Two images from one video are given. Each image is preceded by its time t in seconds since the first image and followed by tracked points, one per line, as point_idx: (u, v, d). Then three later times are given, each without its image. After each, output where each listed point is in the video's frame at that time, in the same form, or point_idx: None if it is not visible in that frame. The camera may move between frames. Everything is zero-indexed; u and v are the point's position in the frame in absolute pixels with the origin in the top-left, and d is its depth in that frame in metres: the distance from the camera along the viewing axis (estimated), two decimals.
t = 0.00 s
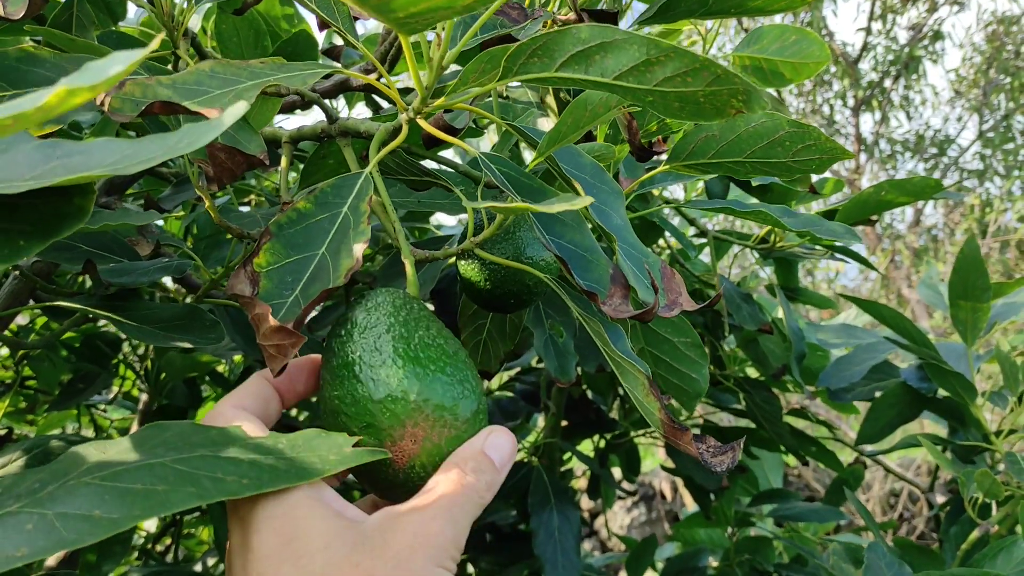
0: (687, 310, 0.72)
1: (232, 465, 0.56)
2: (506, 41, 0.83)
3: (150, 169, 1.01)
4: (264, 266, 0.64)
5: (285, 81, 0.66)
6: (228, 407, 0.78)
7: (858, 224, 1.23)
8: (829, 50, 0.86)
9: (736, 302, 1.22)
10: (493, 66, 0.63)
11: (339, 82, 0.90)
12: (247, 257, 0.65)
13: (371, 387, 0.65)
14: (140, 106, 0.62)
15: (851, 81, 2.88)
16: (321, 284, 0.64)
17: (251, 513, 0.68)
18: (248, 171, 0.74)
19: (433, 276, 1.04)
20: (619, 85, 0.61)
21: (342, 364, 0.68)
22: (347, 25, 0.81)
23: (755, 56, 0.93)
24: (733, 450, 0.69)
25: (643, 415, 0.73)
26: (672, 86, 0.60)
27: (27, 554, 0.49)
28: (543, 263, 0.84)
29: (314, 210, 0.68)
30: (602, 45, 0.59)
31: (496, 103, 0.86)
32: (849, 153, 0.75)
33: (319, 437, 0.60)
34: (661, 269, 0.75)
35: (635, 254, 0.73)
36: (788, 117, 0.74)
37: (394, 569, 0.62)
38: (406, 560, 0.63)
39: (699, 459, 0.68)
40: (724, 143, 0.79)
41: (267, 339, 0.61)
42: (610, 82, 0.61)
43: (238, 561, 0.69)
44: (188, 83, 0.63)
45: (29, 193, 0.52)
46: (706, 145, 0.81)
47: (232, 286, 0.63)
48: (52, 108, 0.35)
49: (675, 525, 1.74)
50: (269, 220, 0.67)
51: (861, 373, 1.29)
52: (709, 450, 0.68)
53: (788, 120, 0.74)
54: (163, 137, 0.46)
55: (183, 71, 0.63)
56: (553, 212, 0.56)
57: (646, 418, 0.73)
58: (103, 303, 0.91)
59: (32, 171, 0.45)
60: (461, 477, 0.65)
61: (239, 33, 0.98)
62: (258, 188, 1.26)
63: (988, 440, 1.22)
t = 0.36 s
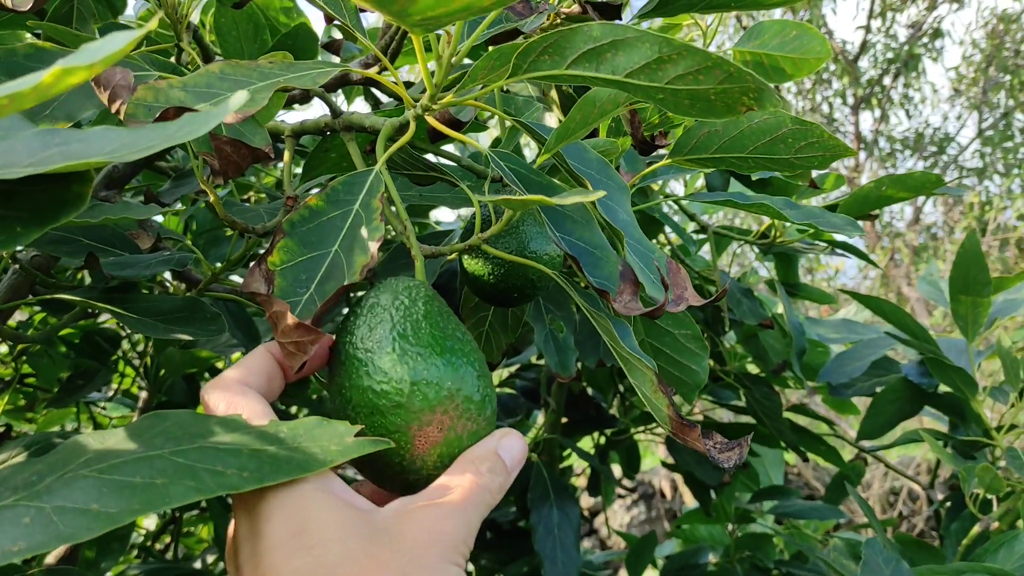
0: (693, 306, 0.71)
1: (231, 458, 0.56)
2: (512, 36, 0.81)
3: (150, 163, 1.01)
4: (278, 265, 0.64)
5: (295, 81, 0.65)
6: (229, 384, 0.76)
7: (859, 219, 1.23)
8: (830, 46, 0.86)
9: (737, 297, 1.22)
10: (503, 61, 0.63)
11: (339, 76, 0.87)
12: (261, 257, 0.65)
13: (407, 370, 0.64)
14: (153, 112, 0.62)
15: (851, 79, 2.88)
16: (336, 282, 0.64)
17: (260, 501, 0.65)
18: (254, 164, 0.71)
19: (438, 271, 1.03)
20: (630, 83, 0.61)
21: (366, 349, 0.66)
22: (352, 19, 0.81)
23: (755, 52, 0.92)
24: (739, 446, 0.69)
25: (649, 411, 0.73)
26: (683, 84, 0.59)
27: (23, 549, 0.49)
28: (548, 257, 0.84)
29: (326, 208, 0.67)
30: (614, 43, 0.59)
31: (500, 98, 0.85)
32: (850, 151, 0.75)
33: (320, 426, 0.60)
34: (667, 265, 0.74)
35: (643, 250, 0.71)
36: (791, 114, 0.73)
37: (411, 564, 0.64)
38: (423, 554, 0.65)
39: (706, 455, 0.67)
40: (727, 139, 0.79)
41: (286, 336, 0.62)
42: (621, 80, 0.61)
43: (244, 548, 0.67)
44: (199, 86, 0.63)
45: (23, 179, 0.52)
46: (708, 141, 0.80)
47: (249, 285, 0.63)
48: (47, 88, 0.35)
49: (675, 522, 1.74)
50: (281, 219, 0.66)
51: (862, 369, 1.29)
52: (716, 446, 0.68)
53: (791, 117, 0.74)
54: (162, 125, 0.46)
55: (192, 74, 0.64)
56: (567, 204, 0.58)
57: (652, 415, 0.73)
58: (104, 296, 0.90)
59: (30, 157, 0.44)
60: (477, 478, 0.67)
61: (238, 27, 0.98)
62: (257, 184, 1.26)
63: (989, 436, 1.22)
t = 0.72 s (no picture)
0: (694, 304, 0.71)
1: (230, 449, 0.56)
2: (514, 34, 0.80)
3: (151, 163, 1.01)
4: (283, 255, 0.65)
5: (298, 80, 0.66)
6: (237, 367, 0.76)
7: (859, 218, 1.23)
8: (829, 45, 0.87)
9: (738, 297, 1.22)
10: (503, 59, 0.64)
11: (341, 76, 0.87)
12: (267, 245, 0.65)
13: (430, 357, 0.64)
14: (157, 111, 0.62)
15: (850, 79, 2.88)
16: (341, 272, 0.65)
17: (271, 492, 0.65)
18: (255, 162, 0.72)
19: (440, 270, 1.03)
20: (631, 76, 0.61)
21: (384, 334, 0.66)
22: (354, 19, 0.80)
23: (756, 51, 0.93)
24: (741, 443, 0.69)
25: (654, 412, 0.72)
26: (684, 77, 0.59)
27: (23, 543, 0.49)
28: (550, 255, 0.84)
29: (330, 201, 0.67)
30: (614, 36, 0.58)
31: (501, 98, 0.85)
32: (851, 143, 0.75)
33: (320, 417, 0.60)
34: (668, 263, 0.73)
35: (644, 249, 0.71)
36: (790, 107, 0.73)
37: (424, 557, 0.65)
38: (435, 548, 0.65)
39: (708, 453, 0.67)
40: (727, 135, 0.79)
41: (295, 322, 0.60)
42: (623, 73, 0.61)
43: (254, 540, 0.67)
44: (202, 85, 0.63)
45: (26, 179, 0.53)
46: (708, 137, 0.81)
47: (254, 271, 0.63)
48: (53, 84, 0.35)
49: (676, 522, 1.74)
50: (286, 210, 0.67)
51: (862, 368, 1.29)
52: (717, 445, 0.68)
53: (790, 111, 0.74)
54: (166, 125, 0.46)
55: (195, 73, 0.63)
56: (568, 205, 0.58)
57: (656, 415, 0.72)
58: (105, 294, 0.91)
59: (34, 158, 0.45)
60: (491, 472, 0.67)
61: (239, 27, 0.98)
62: (258, 183, 1.26)
63: (989, 435, 1.22)
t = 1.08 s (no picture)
0: (693, 306, 0.69)
1: (222, 446, 0.56)
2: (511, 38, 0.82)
3: (149, 163, 1.01)
4: (284, 254, 0.65)
5: (298, 84, 0.66)
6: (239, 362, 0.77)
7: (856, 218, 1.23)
8: (825, 46, 0.87)
9: (735, 297, 1.22)
10: (507, 62, 0.63)
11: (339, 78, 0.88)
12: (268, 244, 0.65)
13: (440, 350, 0.65)
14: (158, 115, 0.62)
15: (849, 79, 2.88)
16: (344, 269, 0.64)
17: (273, 488, 0.65)
18: (254, 164, 0.71)
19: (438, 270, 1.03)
20: (631, 81, 0.61)
21: (386, 330, 0.66)
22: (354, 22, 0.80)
23: (753, 51, 0.94)
24: (738, 445, 0.69)
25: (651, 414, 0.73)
26: (684, 82, 0.60)
27: (15, 542, 0.49)
28: (547, 256, 0.84)
29: (330, 202, 0.68)
30: (615, 42, 0.59)
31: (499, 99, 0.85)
32: (847, 146, 0.75)
33: (314, 414, 0.60)
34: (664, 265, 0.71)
35: (642, 252, 0.72)
36: (787, 111, 0.73)
37: (427, 554, 0.65)
38: (439, 544, 0.66)
39: (704, 455, 0.67)
40: (724, 137, 0.79)
41: (298, 317, 0.59)
42: (623, 79, 0.61)
43: (256, 537, 0.67)
44: (203, 89, 0.63)
45: (23, 182, 0.52)
46: (705, 139, 0.81)
47: (255, 269, 0.63)
48: (49, 86, 0.35)
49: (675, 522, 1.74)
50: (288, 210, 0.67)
51: (860, 368, 1.29)
52: (715, 446, 0.68)
53: (787, 113, 0.74)
54: (164, 128, 0.46)
55: (198, 77, 0.63)
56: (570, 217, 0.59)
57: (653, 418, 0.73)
58: (103, 295, 0.91)
59: (31, 160, 0.45)
60: (495, 469, 0.67)
61: (237, 27, 0.98)
62: (256, 184, 1.26)
63: (986, 435, 1.22)
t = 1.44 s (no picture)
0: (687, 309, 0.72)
1: (217, 451, 0.56)
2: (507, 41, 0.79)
3: (145, 164, 1.01)
4: (279, 264, 0.65)
5: (292, 92, 0.66)
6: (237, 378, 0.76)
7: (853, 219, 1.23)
8: (822, 46, 0.93)
9: (732, 297, 1.22)
10: (498, 69, 0.64)
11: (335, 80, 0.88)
12: (263, 255, 0.65)
13: (429, 352, 0.65)
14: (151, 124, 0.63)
15: (846, 79, 2.88)
16: (338, 279, 0.64)
17: (271, 492, 0.65)
18: (248, 167, 0.72)
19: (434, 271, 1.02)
20: (622, 88, 0.61)
21: (378, 336, 0.66)
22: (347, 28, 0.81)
23: (750, 51, 0.99)
24: (729, 452, 0.69)
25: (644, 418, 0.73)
26: (675, 91, 0.60)
27: (10, 545, 0.49)
28: (541, 258, 0.84)
29: (324, 210, 0.68)
30: (606, 51, 0.59)
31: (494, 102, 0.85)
32: (842, 149, 0.75)
33: (309, 419, 0.60)
34: (658, 269, 0.73)
35: (636, 256, 0.72)
36: (782, 112, 0.73)
37: (422, 556, 0.65)
38: (435, 545, 0.66)
39: (697, 460, 0.67)
40: (719, 139, 0.79)
41: (290, 330, 0.60)
42: (615, 86, 0.61)
43: (255, 542, 0.67)
44: (197, 97, 0.63)
45: (17, 185, 0.52)
46: (700, 141, 0.81)
47: (250, 280, 0.63)
48: (41, 88, 0.36)
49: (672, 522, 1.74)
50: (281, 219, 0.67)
51: (857, 368, 1.29)
52: (705, 453, 0.68)
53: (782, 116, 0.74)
54: (156, 132, 0.46)
55: (191, 85, 0.63)
56: (561, 227, 0.58)
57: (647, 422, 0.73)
58: (98, 297, 0.91)
59: (23, 164, 0.45)
60: (493, 466, 0.67)
61: (233, 28, 0.98)
62: (253, 185, 1.26)
63: (982, 435, 1.23)
